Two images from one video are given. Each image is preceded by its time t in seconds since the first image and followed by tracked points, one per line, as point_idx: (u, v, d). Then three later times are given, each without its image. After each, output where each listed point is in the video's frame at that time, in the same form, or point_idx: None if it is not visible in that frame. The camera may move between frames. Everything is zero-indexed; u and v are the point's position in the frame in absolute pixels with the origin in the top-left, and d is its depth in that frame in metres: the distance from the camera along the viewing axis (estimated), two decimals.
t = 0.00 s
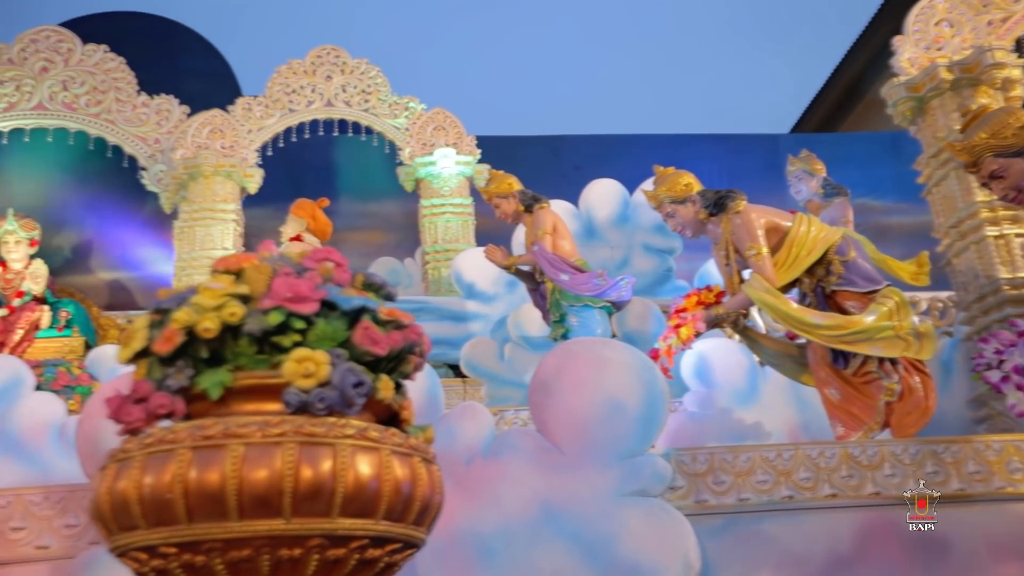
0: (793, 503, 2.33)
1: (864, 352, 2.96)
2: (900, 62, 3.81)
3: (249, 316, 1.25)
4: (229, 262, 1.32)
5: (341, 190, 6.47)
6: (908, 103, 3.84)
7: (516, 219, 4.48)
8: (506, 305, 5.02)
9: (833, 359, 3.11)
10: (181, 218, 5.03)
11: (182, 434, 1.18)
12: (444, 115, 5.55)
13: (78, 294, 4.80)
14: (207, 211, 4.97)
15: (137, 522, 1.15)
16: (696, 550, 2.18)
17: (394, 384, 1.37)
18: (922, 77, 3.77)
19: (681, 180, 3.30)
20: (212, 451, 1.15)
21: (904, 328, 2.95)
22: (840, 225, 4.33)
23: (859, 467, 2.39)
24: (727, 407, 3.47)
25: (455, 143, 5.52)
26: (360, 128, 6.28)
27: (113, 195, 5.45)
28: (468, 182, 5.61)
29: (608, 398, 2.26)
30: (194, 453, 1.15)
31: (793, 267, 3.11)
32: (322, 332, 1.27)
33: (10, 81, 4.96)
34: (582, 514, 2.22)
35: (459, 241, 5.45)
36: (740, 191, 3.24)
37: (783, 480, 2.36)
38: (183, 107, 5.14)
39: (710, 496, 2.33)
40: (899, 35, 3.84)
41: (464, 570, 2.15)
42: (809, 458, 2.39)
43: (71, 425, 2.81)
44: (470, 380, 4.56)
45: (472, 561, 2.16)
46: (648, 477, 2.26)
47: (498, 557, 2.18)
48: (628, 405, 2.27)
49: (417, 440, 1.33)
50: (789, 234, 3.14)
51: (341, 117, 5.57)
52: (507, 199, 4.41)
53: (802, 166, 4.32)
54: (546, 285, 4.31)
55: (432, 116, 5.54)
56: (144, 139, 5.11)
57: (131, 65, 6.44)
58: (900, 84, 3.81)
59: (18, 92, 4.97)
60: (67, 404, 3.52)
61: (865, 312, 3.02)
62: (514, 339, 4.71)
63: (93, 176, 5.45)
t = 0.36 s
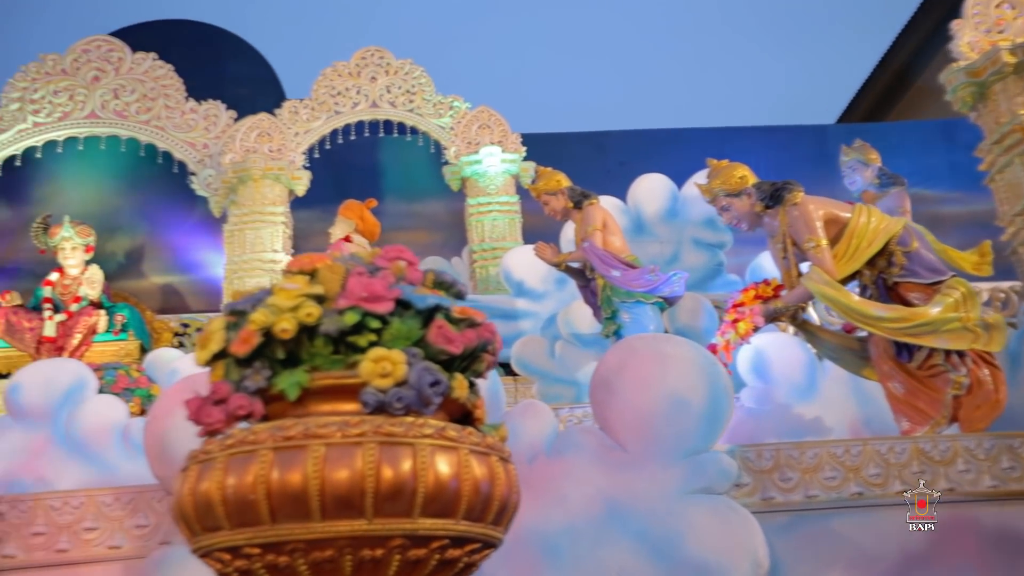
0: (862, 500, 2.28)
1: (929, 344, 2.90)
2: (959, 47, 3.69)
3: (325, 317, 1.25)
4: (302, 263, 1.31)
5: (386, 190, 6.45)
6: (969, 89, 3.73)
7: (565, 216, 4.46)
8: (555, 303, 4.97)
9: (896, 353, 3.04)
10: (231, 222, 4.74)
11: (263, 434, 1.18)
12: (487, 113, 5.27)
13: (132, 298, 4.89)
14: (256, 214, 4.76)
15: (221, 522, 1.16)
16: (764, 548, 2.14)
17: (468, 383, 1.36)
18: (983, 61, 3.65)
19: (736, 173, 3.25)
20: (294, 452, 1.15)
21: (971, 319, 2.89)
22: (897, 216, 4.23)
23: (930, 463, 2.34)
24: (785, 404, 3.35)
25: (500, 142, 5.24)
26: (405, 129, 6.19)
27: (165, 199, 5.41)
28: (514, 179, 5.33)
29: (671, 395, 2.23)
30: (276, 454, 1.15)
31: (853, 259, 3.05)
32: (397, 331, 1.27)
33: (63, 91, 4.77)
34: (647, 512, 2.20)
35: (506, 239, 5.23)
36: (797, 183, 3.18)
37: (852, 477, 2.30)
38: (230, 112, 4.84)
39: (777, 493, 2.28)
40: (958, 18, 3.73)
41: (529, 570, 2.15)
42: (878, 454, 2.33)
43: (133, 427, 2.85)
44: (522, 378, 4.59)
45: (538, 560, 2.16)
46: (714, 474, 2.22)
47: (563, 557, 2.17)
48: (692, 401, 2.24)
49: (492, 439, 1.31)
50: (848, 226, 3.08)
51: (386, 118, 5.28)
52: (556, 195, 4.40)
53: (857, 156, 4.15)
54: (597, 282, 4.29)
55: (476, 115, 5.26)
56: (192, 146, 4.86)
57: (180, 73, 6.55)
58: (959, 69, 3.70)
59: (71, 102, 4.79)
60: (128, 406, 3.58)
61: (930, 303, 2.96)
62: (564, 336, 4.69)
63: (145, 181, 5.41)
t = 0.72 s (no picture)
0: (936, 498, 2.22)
1: (1000, 335, 2.81)
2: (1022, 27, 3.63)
3: (397, 316, 1.24)
4: (372, 262, 1.30)
5: (431, 190, 6.22)
6: None
7: (614, 211, 4.43)
8: (606, 299, 4.93)
9: (964, 345, 2.95)
10: (280, 223, 4.57)
11: (338, 435, 1.17)
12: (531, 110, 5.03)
13: (185, 301, 4.95)
14: (306, 215, 4.58)
15: (298, 524, 1.15)
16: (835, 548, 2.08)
17: (540, 381, 1.34)
18: None
19: (792, 164, 3.18)
20: (370, 453, 1.14)
21: None
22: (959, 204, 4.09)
23: (1008, 458, 2.26)
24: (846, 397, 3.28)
25: (545, 139, 4.99)
26: (451, 128, 6.04)
27: (213, 203, 5.47)
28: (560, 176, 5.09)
29: (735, 391, 2.18)
30: (352, 455, 1.14)
31: (916, 248, 2.97)
32: (469, 330, 1.25)
33: (115, 99, 4.70)
34: (713, 511, 2.16)
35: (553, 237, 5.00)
36: (857, 171, 3.10)
37: (924, 474, 2.24)
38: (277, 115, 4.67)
39: (846, 490, 2.23)
40: None
41: (595, 570, 2.13)
42: (951, 449, 2.26)
43: (194, 427, 2.89)
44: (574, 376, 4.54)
45: (604, 560, 2.14)
46: (781, 471, 2.17)
47: (629, 556, 2.15)
48: (756, 397, 2.19)
49: (567, 438, 1.28)
50: (911, 215, 2.98)
51: (431, 118, 5.06)
52: (605, 190, 4.35)
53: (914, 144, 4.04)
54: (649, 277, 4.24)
55: (520, 113, 5.00)
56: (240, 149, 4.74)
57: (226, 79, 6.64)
58: None
59: (123, 110, 4.72)
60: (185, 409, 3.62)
61: (1000, 293, 2.87)
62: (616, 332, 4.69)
63: (194, 185, 5.48)
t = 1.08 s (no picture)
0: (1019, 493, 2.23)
1: None
2: None
3: (472, 312, 1.20)
4: (443, 257, 1.27)
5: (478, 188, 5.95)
6: None
7: (667, 204, 4.36)
8: (659, 294, 4.73)
9: None
10: (329, 224, 4.49)
11: (415, 436, 1.13)
12: (579, 104, 4.86)
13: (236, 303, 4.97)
14: (354, 215, 4.48)
15: (377, 528, 1.12)
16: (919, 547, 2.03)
17: (618, 377, 1.29)
18: None
19: (855, 151, 3.10)
20: (450, 454, 1.10)
21: None
22: None
23: None
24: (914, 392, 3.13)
25: (593, 133, 4.79)
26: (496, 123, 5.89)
27: (263, 205, 5.50)
28: (609, 170, 4.87)
29: (806, 386, 2.10)
30: (430, 456, 1.10)
31: (989, 235, 2.86)
32: (546, 325, 1.21)
33: (164, 105, 4.70)
34: (787, 509, 2.09)
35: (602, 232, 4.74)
36: (924, 156, 2.99)
37: (1007, 469, 2.24)
38: (323, 116, 4.58)
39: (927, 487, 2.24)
40: None
41: (666, 571, 2.07)
42: None
43: (253, 426, 2.91)
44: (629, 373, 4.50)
45: (674, 561, 2.08)
46: (858, 468, 2.11)
47: (701, 557, 2.08)
48: (829, 392, 2.11)
49: (650, 436, 1.24)
50: (982, 201, 2.88)
51: (476, 115, 4.90)
52: (657, 182, 4.29)
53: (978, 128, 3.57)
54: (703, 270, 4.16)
55: (566, 106, 4.84)
56: (287, 151, 4.67)
57: (272, 81, 6.68)
58: None
59: (172, 115, 4.72)
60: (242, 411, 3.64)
61: None
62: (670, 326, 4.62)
63: (242, 187, 5.52)
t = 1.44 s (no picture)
0: None
1: None
2: None
3: (555, 308, 1.15)
4: (522, 251, 1.22)
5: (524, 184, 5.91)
6: None
7: (721, 196, 4.28)
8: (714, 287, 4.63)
9: None
10: (376, 223, 4.44)
11: (500, 437, 1.09)
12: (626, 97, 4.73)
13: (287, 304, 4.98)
14: (402, 214, 4.42)
15: (463, 532, 1.08)
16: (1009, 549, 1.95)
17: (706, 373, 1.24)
18: None
19: (923, 136, 2.97)
20: (538, 455, 1.05)
21: None
22: None
23: None
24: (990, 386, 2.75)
25: (641, 127, 4.66)
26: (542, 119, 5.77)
27: (311, 206, 5.51)
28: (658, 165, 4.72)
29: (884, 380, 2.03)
30: (517, 458, 1.06)
31: None
32: (632, 320, 1.16)
33: (212, 109, 4.72)
34: (868, 509, 2.01)
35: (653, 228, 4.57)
36: (997, 140, 2.87)
37: None
38: (369, 116, 4.54)
39: (1015, 485, 2.16)
40: None
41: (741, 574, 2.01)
42: None
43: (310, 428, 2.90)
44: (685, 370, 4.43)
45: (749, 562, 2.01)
46: (942, 465, 2.01)
47: (778, 558, 2.02)
48: (908, 385, 2.03)
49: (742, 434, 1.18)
50: None
51: (523, 112, 4.79)
52: (711, 175, 4.20)
53: None
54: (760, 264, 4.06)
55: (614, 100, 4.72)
56: (333, 152, 4.66)
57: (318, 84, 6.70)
58: None
59: (219, 119, 4.73)
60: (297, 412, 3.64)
61: None
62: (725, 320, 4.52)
63: (291, 189, 5.54)
